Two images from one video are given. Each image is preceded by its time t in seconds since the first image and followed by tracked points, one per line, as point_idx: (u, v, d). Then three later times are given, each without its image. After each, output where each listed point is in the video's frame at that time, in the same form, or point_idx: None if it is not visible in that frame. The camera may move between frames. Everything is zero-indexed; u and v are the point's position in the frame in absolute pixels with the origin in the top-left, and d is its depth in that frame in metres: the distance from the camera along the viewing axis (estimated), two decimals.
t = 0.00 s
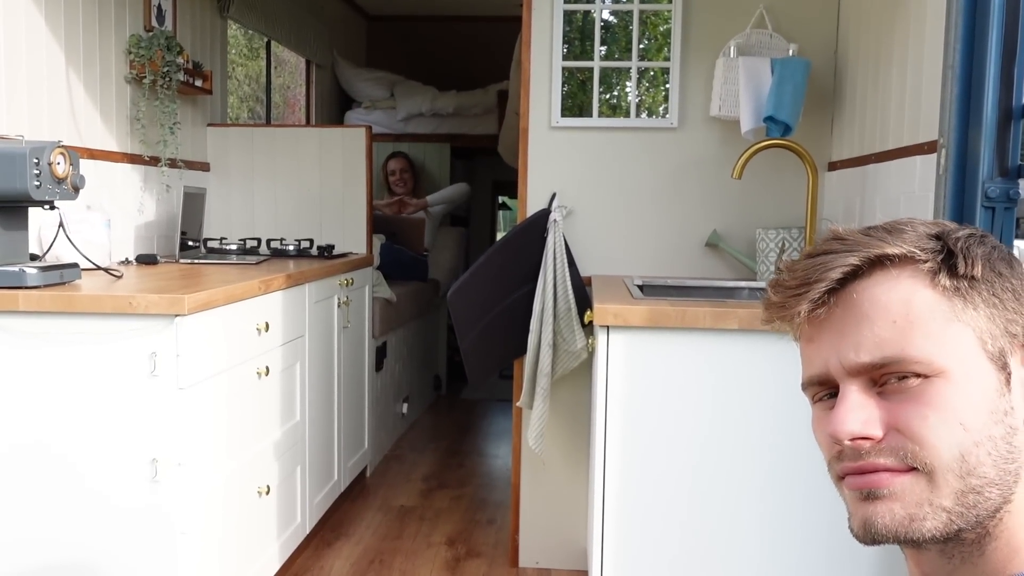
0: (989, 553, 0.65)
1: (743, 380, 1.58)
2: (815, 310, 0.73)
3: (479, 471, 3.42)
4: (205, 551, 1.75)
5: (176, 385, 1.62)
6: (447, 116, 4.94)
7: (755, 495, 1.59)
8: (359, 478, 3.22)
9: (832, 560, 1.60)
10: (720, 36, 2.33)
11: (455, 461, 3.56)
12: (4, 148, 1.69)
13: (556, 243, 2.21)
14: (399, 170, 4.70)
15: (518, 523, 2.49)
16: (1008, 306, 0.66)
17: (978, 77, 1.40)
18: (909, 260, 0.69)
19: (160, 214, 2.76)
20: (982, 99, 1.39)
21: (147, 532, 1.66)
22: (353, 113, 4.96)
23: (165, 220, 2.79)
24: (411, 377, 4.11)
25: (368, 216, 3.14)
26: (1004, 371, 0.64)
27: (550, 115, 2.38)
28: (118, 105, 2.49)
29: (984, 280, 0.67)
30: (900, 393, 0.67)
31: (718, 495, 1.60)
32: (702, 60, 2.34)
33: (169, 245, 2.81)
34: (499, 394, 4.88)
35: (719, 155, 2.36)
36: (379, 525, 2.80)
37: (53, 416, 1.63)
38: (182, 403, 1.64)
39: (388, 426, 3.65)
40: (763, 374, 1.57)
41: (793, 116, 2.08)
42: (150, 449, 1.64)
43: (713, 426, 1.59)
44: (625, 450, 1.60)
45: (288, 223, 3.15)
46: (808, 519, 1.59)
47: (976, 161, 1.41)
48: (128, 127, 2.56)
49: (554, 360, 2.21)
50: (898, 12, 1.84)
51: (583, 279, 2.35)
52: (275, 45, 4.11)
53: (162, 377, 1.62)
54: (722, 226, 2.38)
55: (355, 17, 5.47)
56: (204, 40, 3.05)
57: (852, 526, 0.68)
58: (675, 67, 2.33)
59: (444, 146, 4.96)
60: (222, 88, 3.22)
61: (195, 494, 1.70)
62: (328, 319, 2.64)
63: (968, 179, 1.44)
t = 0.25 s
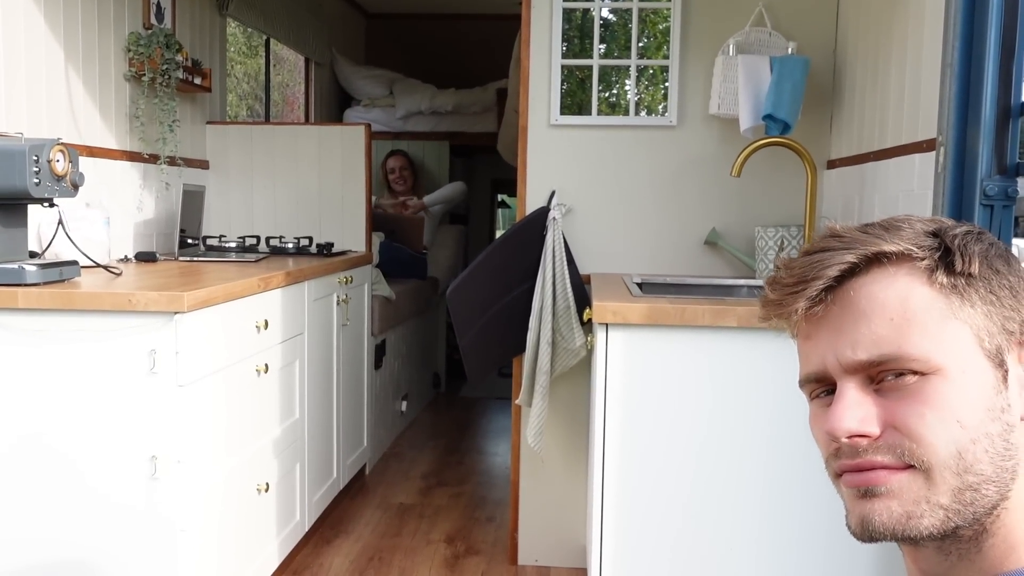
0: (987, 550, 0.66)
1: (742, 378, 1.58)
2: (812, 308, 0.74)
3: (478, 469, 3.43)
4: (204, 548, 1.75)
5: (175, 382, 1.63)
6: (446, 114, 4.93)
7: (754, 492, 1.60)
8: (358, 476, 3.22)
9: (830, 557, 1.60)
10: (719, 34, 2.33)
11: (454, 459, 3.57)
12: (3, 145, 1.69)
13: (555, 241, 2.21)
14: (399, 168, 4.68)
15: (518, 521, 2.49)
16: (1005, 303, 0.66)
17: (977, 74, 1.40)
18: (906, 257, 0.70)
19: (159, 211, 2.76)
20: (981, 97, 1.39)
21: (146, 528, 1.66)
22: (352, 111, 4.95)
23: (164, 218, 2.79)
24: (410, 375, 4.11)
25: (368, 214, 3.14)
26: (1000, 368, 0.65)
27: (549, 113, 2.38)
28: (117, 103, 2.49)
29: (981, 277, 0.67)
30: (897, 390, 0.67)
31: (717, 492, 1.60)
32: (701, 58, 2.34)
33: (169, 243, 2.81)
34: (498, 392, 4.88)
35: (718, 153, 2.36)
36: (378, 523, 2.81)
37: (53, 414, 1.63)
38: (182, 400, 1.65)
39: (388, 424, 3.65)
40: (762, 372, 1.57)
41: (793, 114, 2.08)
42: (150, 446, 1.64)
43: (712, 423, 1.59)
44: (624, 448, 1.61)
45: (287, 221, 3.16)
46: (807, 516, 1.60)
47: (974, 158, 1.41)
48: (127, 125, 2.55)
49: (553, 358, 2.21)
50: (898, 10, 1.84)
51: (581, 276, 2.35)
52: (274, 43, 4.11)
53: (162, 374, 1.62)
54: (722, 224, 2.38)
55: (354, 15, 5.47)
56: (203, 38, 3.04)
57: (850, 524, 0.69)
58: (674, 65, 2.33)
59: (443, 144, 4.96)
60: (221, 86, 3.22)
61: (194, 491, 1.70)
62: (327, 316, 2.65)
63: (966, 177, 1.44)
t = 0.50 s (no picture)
0: (981, 552, 0.64)
1: (741, 376, 1.58)
2: (801, 305, 0.73)
3: (477, 467, 3.43)
4: (204, 545, 1.75)
5: (175, 379, 1.63)
6: (445, 112, 4.93)
7: (753, 489, 1.60)
8: (357, 473, 3.23)
9: (829, 555, 1.61)
10: (719, 33, 2.33)
11: (453, 457, 3.57)
12: (3, 143, 1.69)
13: (554, 240, 2.22)
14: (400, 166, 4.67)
15: (517, 519, 2.49)
16: (995, 304, 0.65)
17: (977, 72, 1.40)
18: (895, 257, 0.69)
19: (158, 209, 2.76)
20: (981, 94, 1.39)
21: (147, 525, 1.66)
22: (352, 109, 4.95)
23: (164, 215, 2.79)
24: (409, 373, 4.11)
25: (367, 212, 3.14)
26: (985, 370, 0.64)
27: (549, 111, 2.38)
28: (116, 100, 2.49)
29: (970, 278, 0.66)
30: (879, 392, 0.67)
31: (716, 490, 1.61)
32: (701, 56, 2.34)
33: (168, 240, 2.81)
34: (497, 390, 4.88)
35: (718, 151, 2.36)
36: (377, 521, 2.81)
37: (53, 411, 1.63)
38: (182, 397, 1.65)
39: (387, 422, 3.66)
40: (761, 370, 1.57)
41: (793, 112, 2.08)
42: (150, 443, 1.64)
43: (711, 421, 1.59)
44: (623, 445, 1.61)
45: (287, 219, 3.16)
46: (806, 514, 1.60)
47: (974, 156, 1.41)
48: (127, 122, 2.55)
49: (553, 356, 2.21)
50: (897, 8, 1.84)
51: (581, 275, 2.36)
52: (274, 40, 4.11)
53: (162, 371, 1.62)
54: (721, 223, 2.38)
55: (353, 13, 5.46)
56: (203, 35, 3.04)
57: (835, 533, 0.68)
58: (674, 63, 2.33)
59: (443, 142, 4.96)
60: (220, 83, 3.21)
61: (195, 488, 1.70)
62: (327, 314, 2.65)
63: (966, 175, 1.44)
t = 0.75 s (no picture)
0: (945, 530, 0.64)
1: (737, 368, 1.59)
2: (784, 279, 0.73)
3: (475, 462, 3.44)
4: (204, 537, 1.76)
5: (176, 372, 1.64)
6: (443, 109, 4.94)
7: (748, 481, 1.61)
8: (355, 468, 3.24)
9: (823, 545, 1.62)
10: (717, 29, 2.34)
11: (451, 452, 3.58)
12: (3, 137, 1.70)
13: (553, 234, 2.22)
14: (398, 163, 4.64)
15: (515, 513, 2.50)
16: (970, 288, 0.61)
17: (971, 69, 1.42)
18: (875, 237, 0.66)
19: (157, 204, 2.77)
20: (975, 90, 1.40)
21: (147, 517, 1.67)
22: (350, 105, 4.95)
23: (163, 211, 2.80)
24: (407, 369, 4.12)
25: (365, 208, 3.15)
26: (949, 355, 0.61)
27: (547, 107, 2.39)
28: (115, 96, 2.50)
29: (946, 261, 0.62)
30: (843, 364, 0.65)
31: (712, 481, 1.62)
32: (698, 52, 2.36)
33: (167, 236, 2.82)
34: (494, 386, 4.90)
35: (715, 147, 2.37)
36: (375, 515, 2.82)
37: (54, 403, 1.64)
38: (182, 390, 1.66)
39: (384, 417, 3.67)
40: (758, 363, 1.59)
41: (789, 109, 2.10)
42: (151, 435, 1.65)
43: (708, 413, 1.61)
44: (620, 437, 1.62)
45: (285, 214, 3.16)
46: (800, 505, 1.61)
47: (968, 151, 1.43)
48: (126, 118, 2.56)
49: (551, 350, 2.23)
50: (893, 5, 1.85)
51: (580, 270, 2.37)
52: (272, 37, 4.11)
53: (163, 364, 1.63)
54: (718, 218, 2.40)
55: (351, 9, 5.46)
56: (201, 31, 3.04)
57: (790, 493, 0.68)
58: (672, 59, 2.35)
59: (440, 139, 4.97)
60: (218, 80, 3.22)
61: (195, 480, 1.71)
62: (325, 309, 2.66)
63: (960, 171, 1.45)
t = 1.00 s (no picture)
0: (894, 528, 0.66)
1: (705, 368, 1.63)
2: (750, 265, 0.73)
3: (445, 466, 3.46)
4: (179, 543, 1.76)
5: (149, 377, 1.63)
6: (411, 114, 4.95)
7: (716, 478, 1.65)
8: (325, 473, 3.23)
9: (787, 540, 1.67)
10: (682, 37, 2.40)
11: (421, 456, 3.59)
12: None
13: (524, 240, 2.24)
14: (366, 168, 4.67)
15: (486, 515, 2.52)
16: (935, 287, 0.64)
17: (926, 76, 1.46)
18: (845, 230, 0.68)
19: (125, 209, 2.75)
20: (930, 97, 1.44)
21: (120, 523, 1.66)
22: (318, 110, 4.94)
23: (130, 216, 2.78)
24: (376, 373, 4.12)
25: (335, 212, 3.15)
26: (913, 352, 0.63)
27: (516, 112, 2.42)
28: (83, 99, 2.48)
29: (913, 258, 0.65)
30: (810, 359, 0.66)
31: (680, 479, 1.66)
32: (664, 59, 2.41)
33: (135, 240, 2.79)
34: (463, 390, 4.91)
35: (681, 152, 2.42)
36: (347, 519, 2.82)
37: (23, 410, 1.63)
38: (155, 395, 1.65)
39: (354, 422, 3.66)
40: (724, 363, 1.63)
41: (752, 115, 2.15)
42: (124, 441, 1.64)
43: (677, 413, 1.65)
44: (591, 437, 1.66)
45: (254, 219, 3.15)
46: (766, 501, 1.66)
47: (924, 157, 1.47)
48: (93, 121, 2.53)
49: (522, 353, 2.25)
50: (851, 16, 1.92)
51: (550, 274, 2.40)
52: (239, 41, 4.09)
53: (135, 369, 1.63)
54: (684, 222, 2.45)
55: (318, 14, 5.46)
56: (169, 36, 3.03)
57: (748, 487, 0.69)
58: (638, 66, 2.39)
59: (408, 144, 4.98)
60: (186, 84, 3.21)
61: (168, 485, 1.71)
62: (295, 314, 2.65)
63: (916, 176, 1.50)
